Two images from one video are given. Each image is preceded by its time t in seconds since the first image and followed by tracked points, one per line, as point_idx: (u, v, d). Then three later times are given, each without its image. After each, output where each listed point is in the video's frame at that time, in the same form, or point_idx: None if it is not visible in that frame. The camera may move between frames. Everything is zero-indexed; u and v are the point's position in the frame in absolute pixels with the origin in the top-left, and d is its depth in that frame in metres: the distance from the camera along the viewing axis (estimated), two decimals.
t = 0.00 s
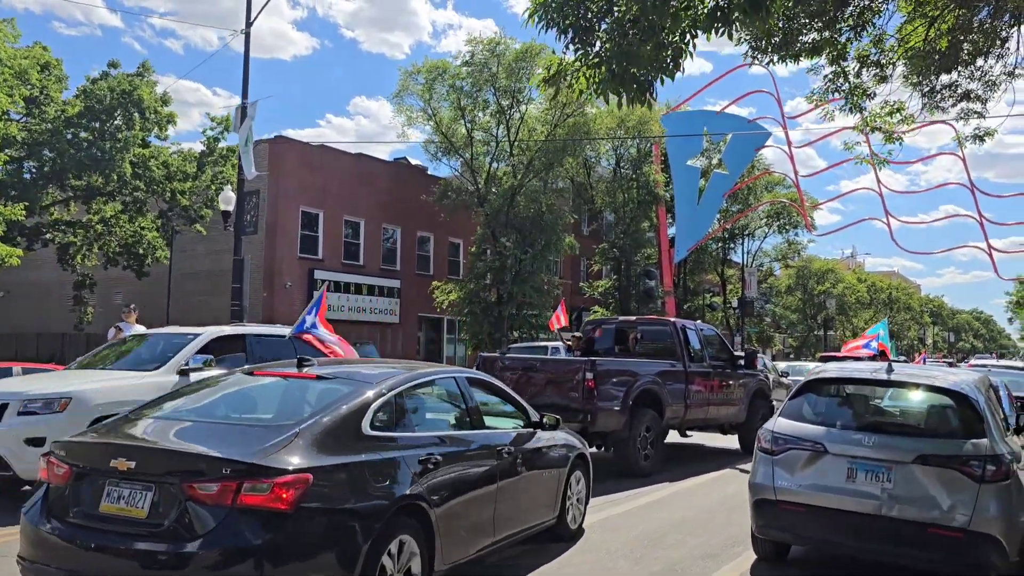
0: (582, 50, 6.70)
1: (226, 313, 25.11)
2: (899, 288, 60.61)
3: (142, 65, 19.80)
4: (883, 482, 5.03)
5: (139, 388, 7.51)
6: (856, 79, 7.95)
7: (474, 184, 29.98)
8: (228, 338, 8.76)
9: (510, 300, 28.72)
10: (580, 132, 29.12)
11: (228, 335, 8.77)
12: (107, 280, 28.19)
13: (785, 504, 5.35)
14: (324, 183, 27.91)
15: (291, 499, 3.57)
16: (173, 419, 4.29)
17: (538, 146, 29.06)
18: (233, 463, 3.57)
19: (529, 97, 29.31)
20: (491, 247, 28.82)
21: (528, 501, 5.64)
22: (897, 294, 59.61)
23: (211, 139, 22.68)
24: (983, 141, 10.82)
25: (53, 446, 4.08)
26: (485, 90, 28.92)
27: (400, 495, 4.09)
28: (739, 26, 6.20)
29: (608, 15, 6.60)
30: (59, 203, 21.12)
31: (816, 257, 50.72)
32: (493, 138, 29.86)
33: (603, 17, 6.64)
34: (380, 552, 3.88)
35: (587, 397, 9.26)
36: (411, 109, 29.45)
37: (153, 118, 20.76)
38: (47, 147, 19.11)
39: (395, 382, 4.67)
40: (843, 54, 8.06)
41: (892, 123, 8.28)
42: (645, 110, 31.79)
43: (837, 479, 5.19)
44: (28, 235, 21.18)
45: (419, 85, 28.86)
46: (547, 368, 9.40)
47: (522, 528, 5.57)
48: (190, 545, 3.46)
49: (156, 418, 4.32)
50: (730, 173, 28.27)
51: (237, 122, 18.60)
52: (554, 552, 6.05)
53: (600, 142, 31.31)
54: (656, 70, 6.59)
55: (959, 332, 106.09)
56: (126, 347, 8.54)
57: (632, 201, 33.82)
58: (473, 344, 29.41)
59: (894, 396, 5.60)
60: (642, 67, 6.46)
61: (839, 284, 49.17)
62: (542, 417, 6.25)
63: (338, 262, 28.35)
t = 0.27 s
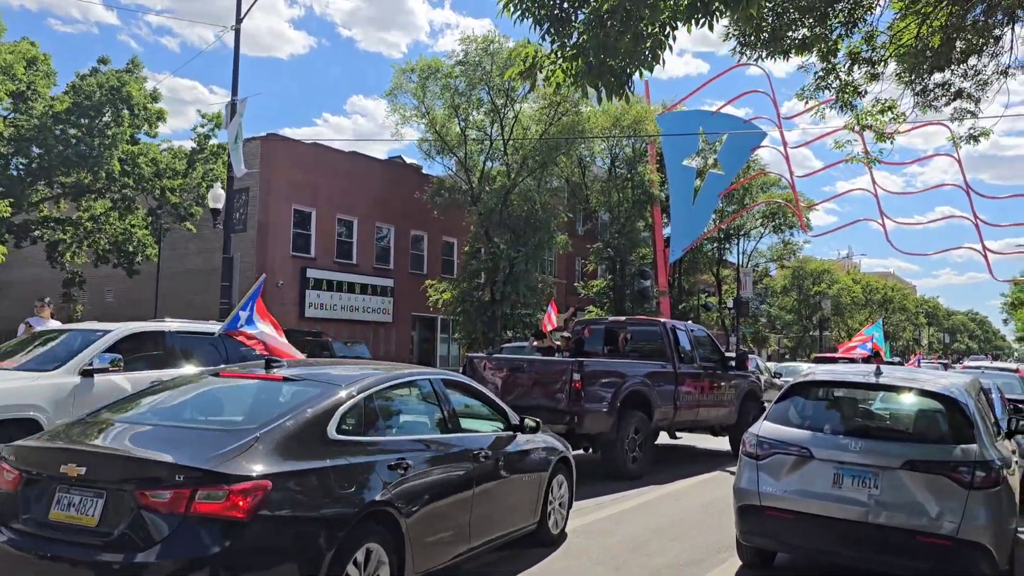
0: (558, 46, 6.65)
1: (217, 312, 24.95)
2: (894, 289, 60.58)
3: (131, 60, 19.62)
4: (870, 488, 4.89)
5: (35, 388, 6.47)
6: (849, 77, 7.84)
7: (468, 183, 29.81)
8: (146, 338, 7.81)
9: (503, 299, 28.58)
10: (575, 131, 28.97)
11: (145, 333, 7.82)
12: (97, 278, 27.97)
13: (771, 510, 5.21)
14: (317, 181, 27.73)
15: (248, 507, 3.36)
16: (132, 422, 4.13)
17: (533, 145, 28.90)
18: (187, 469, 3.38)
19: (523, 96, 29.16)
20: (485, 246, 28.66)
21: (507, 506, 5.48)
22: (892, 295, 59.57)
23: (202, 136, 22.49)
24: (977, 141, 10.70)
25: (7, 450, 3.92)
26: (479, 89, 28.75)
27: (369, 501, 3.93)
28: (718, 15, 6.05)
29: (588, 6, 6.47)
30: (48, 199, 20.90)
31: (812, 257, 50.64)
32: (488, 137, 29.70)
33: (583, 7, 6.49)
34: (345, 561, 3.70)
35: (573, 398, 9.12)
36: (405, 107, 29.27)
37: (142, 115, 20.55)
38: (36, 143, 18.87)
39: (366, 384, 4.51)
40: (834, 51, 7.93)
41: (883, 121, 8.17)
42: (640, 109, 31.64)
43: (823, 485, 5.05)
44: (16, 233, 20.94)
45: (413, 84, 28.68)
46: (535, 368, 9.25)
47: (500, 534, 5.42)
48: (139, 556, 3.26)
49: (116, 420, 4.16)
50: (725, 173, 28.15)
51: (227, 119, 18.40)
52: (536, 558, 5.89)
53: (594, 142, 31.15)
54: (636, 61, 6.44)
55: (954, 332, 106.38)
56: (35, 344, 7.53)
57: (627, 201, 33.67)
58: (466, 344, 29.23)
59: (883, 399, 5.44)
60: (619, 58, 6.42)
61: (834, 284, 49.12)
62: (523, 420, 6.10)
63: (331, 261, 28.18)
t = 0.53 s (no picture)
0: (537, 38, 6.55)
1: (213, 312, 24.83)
2: (895, 288, 60.35)
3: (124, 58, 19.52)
4: (867, 490, 4.74)
5: None
6: (845, 70, 7.69)
7: (466, 182, 29.67)
8: (64, 333, 7.33)
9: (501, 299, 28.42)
10: (573, 130, 28.81)
11: (60, 329, 7.33)
12: (95, 278, 27.88)
13: (764, 513, 5.06)
14: (314, 180, 27.59)
15: (212, 512, 3.21)
16: (97, 421, 3.97)
17: (531, 144, 28.77)
18: (148, 471, 3.23)
19: (520, 95, 29.02)
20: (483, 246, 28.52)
21: (493, 509, 5.33)
22: (893, 294, 59.34)
23: (197, 134, 22.37)
24: (978, 137, 10.53)
25: None
26: (477, 87, 28.62)
27: (344, 505, 3.78)
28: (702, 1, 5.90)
29: None
30: (42, 198, 20.79)
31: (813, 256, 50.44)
32: (486, 135, 29.56)
33: None
34: (317, 568, 3.56)
35: (567, 397, 8.96)
36: (403, 106, 29.14)
37: (136, 113, 20.46)
38: (29, 142, 18.80)
39: (344, 383, 4.36)
40: (829, 43, 7.77)
41: (880, 115, 8.01)
42: (639, 107, 31.49)
43: (818, 487, 4.90)
44: (10, 232, 20.79)
45: (411, 82, 28.55)
46: (527, 368, 9.11)
47: (487, 537, 5.27)
48: (97, 562, 3.11)
49: (81, 419, 4.01)
50: (724, 172, 27.98)
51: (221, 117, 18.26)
52: (524, 562, 5.73)
53: (593, 141, 31.00)
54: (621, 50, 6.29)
55: (956, 332, 106.09)
56: None
57: (626, 200, 33.52)
58: (465, 344, 29.08)
59: (883, 399, 5.32)
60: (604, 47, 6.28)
61: (835, 284, 48.93)
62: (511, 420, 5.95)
63: (328, 260, 28.04)
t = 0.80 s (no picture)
0: (532, 28, 6.47)
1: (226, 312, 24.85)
2: (914, 286, 59.59)
3: (135, 58, 19.54)
4: (882, 493, 4.55)
5: None
6: (858, 59, 7.48)
7: (478, 180, 29.53)
8: None
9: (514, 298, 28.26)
10: (586, 127, 28.59)
11: None
12: (109, 279, 27.99)
13: (775, 516, 4.88)
14: (326, 180, 27.55)
15: (193, 516, 3.08)
16: (81, 422, 3.85)
17: (544, 142, 28.58)
18: (127, 475, 3.11)
19: (533, 92, 28.83)
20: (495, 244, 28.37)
21: (496, 512, 5.18)
22: (912, 292, 58.58)
23: (209, 134, 22.38)
24: (997, 128, 10.26)
25: None
26: (488, 85, 28.47)
27: (337, 509, 3.65)
28: None
29: None
30: (56, 199, 20.84)
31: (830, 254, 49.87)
32: (498, 133, 29.40)
33: None
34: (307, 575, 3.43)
35: (577, 397, 8.78)
36: (414, 104, 29.03)
37: (147, 113, 20.49)
38: (42, 143, 18.90)
39: (339, 382, 4.23)
40: (843, 32, 7.57)
41: (896, 105, 7.79)
42: (653, 104, 31.21)
43: (831, 490, 4.72)
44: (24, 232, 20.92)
45: (422, 80, 28.45)
46: (536, 367, 8.95)
47: (489, 541, 5.12)
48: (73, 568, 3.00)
49: (65, 420, 3.89)
50: (740, 169, 27.66)
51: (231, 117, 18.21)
52: (528, 566, 5.57)
53: (606, 138, 30.76)
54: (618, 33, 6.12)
55: (976, 330, 104.73)
56: None
57: (640, 198, 33.25)
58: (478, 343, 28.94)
59: (900, 397, 5.13)
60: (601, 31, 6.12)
61: (852, 282, 48.37)
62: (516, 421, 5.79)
63: (341, 260, 28.00)
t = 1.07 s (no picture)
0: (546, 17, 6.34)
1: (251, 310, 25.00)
2: (948, 283, 58.39)
3: (160, 58, 19.71)
4: (911, 498, 4.36)
5: None
6: (886, 48, 7.26)
7: (502, 178, 29.41)
8: None
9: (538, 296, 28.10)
10: (611, 123, 28.34)
11: None
12: (138, 277, 28.32)
13: (799, 521, 4.71)
14: (350, 178, 27.62)
15: (191, 521, 3.00)
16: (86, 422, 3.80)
17: (568, 138, 28.37)
18: (123, 478, 3.04)
19: (556, 89, 28.63)
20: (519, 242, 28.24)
21: (511, 514, 5.05)
22: (945, 288, 57.41)
23: (234, 134, 22.52)
24: None
25: None
26: (512, 82, 28.33)
27: (343, 512, 3.56)
28: None
29: None
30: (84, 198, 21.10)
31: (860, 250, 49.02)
32: (522, 130, 29.24)
33: None
34: None
35: (599, 395, 8.65)
36: (438, 102, 28.98)
37: (172, 113, 20.66)
38: (71, 143, 19.17)
39: (347, 381, 4.13)
40: (870, 20, 7.35)
41: (925, 94, 7.55)
42: (678, 100, 30.85)
43: (857, 494, 4.54)
44: (53, 231, 21.25)
45: (446, 78, 28.39)
46: (557, 365, 8.83)
47: (504, 544, 5.00)
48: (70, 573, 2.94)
49: (70, 420, 3.85)
50: (767, 165, 27.27)
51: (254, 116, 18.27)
52: (545, 569, 5.45)
53: (631, 134, 30.48)
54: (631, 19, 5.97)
55: (1011, 327, 102.54)
56: None
57: (665, 194, 32.91)
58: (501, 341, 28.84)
59: (931, 397, 4.92)
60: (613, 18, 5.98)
61: (883, 278, 47.53)
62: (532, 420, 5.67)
63: (366, 258, 28.06)
